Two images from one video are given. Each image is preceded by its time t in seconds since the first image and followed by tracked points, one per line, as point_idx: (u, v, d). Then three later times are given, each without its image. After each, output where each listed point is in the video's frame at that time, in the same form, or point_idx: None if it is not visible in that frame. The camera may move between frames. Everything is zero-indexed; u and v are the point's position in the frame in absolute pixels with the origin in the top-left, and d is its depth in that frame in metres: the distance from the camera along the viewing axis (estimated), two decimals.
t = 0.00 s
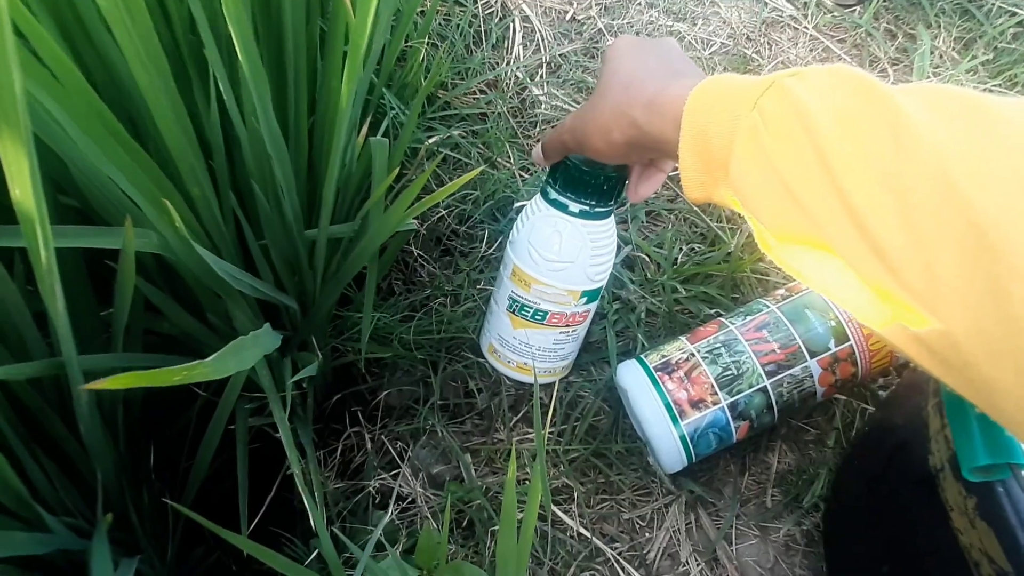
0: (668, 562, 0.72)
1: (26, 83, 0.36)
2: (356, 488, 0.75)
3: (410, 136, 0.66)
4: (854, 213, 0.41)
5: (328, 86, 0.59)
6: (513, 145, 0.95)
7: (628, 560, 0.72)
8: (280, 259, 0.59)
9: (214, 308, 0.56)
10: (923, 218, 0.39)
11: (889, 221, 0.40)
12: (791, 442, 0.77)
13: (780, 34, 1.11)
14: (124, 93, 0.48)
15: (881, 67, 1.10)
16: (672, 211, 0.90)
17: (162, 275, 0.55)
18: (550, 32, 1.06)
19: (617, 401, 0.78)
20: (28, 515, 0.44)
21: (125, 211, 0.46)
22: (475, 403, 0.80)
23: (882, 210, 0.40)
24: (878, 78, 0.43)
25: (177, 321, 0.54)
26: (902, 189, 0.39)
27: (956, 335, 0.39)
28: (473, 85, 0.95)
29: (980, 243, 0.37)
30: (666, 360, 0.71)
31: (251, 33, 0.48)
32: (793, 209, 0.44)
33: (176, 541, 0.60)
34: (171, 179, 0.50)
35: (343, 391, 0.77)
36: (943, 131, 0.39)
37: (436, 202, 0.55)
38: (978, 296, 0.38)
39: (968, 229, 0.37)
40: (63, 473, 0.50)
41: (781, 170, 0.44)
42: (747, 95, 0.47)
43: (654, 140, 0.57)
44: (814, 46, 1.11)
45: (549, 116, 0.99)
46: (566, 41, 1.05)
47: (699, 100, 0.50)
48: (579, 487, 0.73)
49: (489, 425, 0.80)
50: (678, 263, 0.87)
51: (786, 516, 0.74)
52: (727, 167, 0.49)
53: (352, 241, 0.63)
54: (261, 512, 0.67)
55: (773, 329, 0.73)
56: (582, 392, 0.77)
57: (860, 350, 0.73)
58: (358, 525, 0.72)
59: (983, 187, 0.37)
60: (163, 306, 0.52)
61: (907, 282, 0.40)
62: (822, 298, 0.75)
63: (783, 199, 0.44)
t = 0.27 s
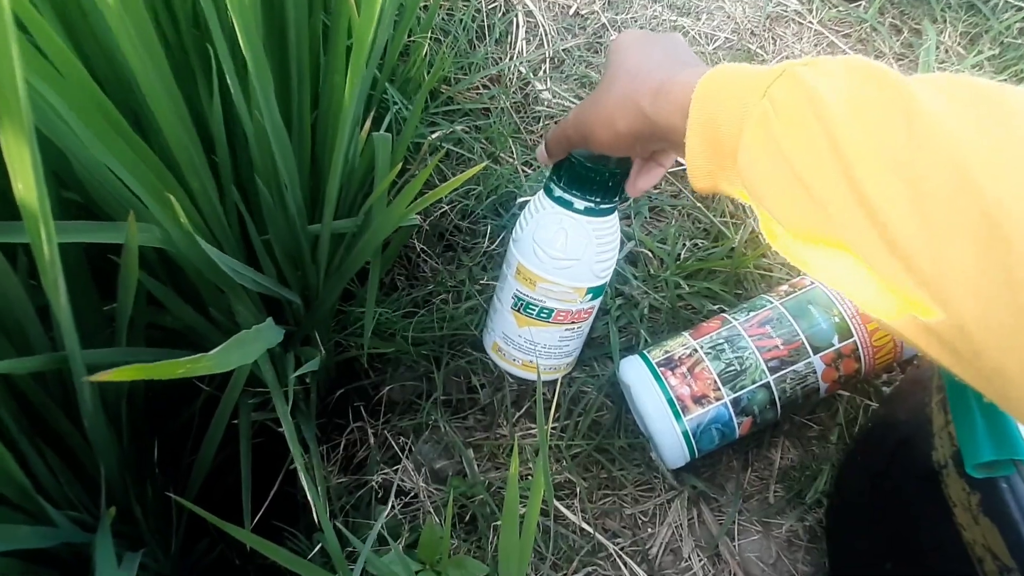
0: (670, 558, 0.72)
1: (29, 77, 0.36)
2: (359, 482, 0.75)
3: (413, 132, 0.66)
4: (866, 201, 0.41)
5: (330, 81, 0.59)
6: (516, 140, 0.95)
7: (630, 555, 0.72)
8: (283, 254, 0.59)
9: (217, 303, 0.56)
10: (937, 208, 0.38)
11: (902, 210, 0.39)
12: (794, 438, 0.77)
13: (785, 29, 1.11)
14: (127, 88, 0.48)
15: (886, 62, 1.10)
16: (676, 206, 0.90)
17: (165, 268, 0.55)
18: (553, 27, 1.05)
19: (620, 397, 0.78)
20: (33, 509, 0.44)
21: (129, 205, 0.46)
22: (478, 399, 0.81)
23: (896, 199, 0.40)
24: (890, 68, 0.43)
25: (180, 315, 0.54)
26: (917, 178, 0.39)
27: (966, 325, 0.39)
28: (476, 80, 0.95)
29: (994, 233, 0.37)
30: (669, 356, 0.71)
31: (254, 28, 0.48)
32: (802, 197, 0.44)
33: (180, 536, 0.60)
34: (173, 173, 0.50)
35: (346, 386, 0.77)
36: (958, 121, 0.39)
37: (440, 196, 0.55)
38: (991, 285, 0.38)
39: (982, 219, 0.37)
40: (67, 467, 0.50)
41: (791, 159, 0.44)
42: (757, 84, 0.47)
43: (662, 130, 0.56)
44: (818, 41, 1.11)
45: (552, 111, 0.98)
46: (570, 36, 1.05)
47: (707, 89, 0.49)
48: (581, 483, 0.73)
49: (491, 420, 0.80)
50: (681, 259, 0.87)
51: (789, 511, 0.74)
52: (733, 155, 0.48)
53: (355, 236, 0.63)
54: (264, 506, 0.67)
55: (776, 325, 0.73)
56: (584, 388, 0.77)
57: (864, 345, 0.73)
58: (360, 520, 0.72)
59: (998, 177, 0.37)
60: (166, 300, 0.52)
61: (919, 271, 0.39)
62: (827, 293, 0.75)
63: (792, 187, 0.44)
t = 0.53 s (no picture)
0: (668, 547, 0.73)
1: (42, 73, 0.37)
2: (360, 472, 0.76)
3: (413, 127, 0.67)
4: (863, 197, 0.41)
5: (332, 76, 0.60)
6: (517, 135, 0.96)
7: (628, 544, 0.73)
8: (286, 246, 0.60)
9: (221, 294, 0.56)
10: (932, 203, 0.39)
11: (898, 205, 0.40)
12: (791, 429, 0.78)
13: (784, 25, 1.12)
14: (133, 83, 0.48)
15: (885, 57, 1.10)
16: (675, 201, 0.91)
17: (169, 259, 0.56)
18: (553, 23, 1.06)
19: (619, 388, 0.78)
20: (42, 494, 0.45)
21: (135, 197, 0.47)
22: (478, 391, 0.81)
23: (891, 195, 0.40)
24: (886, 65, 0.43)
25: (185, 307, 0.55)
26: (912, 174, 0.40)
27: (963, 318, 0.40)
28: (477, 75, 0.96)
29: (989, 227, 0.38)
30: (667, 348, 0.72)
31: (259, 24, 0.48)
32: (799, 192, 0.45)
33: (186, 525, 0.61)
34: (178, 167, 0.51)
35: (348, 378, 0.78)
36: (953, 116, 0.40)
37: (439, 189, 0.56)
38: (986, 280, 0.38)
39: (977, 213, 0.38)
40: (75, 455, 0.51)
41: (789, 155, 0.45)
42: (757, 79, 0.47)
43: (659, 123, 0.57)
44: (817, 36, 1.11)
45: (552, 106, 0.99)
46: (570, 31, 1.06)
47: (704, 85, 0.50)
48: (580, 473, 0.74)
49: (492, 412, 0.81)
50: (679, 252, 0.88)
51: (785, 502, 0.75)
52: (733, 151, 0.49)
53: (357, 229, 0.63)
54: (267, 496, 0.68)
55: (773, 317, 0.74)
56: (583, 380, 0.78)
57: (860, 337, 0.74)
58: (362, 508, 0.73)
59: (993, 171, 0.38)
60: (171, 291, 0.53)
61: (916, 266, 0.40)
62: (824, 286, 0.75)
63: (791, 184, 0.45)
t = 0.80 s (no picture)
0: (672, 542, 0.73)
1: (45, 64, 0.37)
2: (364, 467, 0.76)
3: (416, 120, 0.67)
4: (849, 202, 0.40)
5: (335, 69, 0.59)
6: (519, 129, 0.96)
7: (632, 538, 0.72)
8: (289, 240, 0.60)
9: (224, 288, 0.56)
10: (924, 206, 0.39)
11: (883, 205, 0.40)
12: (795, 424, 0.78)
13: (788, 18, 1.11)
14: (136, 76, 0.48)
15: (890, 51, 1.10)
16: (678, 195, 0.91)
17: (172, 254, 0.56)
18: (556, 16, 1.06)
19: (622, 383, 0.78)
20: (46, 488, 0.45)
21: (139, 190, 0.46)
22: (481, 385, 0.81)
23: (876, 195, 0.40)
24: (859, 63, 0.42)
25: (188, 301, 0.55)
26: (896, 175, 0.39)
27: (959, 318, 0.40)
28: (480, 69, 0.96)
29: (981, 225, 0.38)
30: (671, 342, 0.72)
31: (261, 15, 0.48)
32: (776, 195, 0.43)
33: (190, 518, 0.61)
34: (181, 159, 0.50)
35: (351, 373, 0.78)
36: (938, 115, 0.39)
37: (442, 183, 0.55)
38: (981, 278, 0.38)
39: (969, 211, 0.38)
40: (78, 449, 0.51)
41: (768, 160, 0.43)
42: (724, 78, 0.46)
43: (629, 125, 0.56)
44: (822, 30, 1.11)
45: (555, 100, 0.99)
46: (573, 25, 1.05)
47: (672, 92, 0.49)
48: (584, 468, 0.74)
49: (495, 407, 0.81)
50: (683, 246, 0.88)
51: (789, 496, 0.75)
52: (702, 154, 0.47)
53: (359, 223, 0.63)
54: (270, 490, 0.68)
55: (777, 312, 0.74)
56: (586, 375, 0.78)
57: (864, 332, 0.74)
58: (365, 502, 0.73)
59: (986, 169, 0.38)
60: (174, 285, 0.53)
61: (908, 269, 0.40)
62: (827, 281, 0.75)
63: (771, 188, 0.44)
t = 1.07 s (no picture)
0: (675, 537, 0.73)
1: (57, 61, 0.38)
2: (368, 463, 0.76)
3: (420, 116, 0.67)
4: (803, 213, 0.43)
5: (340, 67, 0.60)
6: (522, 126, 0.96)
7: (635, 534, 0.73)
8: (293, 237, 0.60)
9: (230, 285, 0.57)
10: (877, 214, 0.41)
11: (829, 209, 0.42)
12: (798, 421, 0.78)
13: (791, 15, 1.11)
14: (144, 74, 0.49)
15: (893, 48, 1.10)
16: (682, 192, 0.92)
17: (178, 251, 0.56)
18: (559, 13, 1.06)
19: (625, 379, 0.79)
20: (55, 482, 0.45)
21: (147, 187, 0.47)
22: (485, 382, 0.82)
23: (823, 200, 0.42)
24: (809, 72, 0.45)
25: (194, 298, 0.55)
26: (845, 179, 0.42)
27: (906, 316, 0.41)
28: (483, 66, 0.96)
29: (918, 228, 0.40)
30: (674, 339, 0.72)
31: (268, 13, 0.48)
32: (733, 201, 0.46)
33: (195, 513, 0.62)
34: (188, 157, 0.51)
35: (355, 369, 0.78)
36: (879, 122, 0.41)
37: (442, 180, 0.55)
38: (921, 280, 0.40)
39: (914, 214, 0.40)
40: (87, 444, 0.51)
41: (725, 173, 0.46)
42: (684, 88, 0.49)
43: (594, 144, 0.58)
44: (825, 26, 1.11)
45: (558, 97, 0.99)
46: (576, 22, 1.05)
47: (623, 102, 0.51)
48: (586, 464, 0.74)
49: (498, 403, 0.81)
50: (686, 243, 0.88)
51: (791, 492, 0.75)
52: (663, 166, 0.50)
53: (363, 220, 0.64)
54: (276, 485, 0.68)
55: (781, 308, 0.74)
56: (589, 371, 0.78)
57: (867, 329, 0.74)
58: (370, 498, 0.73)
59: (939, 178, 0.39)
60: (181, 281, 0.53)
61: (874, 280, 0.41)
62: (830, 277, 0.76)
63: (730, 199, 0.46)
